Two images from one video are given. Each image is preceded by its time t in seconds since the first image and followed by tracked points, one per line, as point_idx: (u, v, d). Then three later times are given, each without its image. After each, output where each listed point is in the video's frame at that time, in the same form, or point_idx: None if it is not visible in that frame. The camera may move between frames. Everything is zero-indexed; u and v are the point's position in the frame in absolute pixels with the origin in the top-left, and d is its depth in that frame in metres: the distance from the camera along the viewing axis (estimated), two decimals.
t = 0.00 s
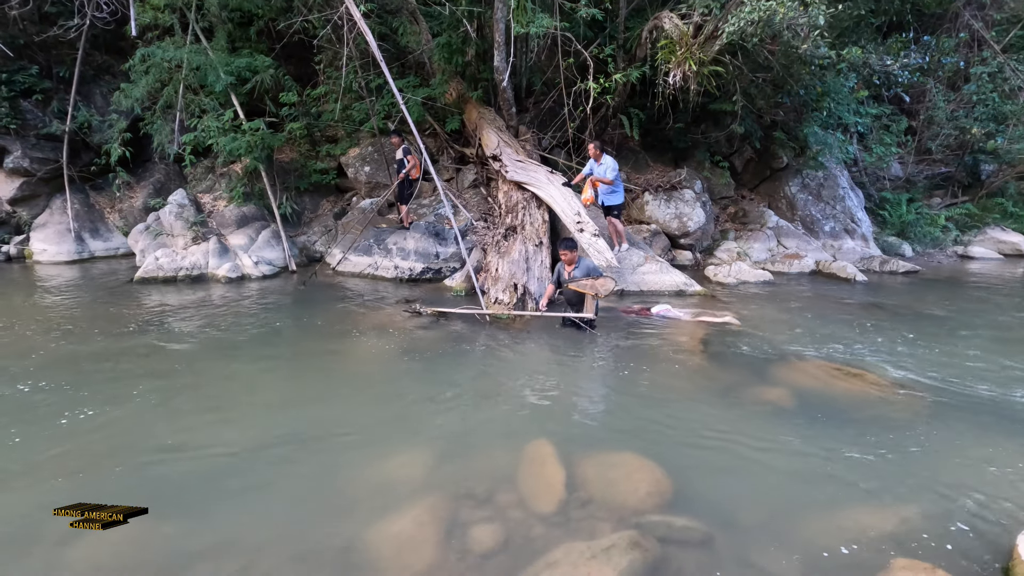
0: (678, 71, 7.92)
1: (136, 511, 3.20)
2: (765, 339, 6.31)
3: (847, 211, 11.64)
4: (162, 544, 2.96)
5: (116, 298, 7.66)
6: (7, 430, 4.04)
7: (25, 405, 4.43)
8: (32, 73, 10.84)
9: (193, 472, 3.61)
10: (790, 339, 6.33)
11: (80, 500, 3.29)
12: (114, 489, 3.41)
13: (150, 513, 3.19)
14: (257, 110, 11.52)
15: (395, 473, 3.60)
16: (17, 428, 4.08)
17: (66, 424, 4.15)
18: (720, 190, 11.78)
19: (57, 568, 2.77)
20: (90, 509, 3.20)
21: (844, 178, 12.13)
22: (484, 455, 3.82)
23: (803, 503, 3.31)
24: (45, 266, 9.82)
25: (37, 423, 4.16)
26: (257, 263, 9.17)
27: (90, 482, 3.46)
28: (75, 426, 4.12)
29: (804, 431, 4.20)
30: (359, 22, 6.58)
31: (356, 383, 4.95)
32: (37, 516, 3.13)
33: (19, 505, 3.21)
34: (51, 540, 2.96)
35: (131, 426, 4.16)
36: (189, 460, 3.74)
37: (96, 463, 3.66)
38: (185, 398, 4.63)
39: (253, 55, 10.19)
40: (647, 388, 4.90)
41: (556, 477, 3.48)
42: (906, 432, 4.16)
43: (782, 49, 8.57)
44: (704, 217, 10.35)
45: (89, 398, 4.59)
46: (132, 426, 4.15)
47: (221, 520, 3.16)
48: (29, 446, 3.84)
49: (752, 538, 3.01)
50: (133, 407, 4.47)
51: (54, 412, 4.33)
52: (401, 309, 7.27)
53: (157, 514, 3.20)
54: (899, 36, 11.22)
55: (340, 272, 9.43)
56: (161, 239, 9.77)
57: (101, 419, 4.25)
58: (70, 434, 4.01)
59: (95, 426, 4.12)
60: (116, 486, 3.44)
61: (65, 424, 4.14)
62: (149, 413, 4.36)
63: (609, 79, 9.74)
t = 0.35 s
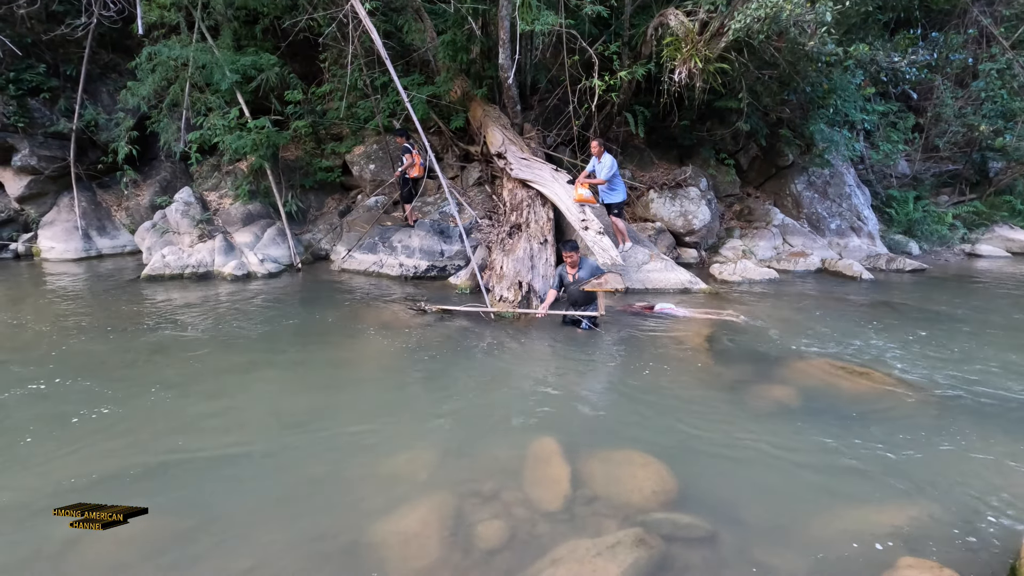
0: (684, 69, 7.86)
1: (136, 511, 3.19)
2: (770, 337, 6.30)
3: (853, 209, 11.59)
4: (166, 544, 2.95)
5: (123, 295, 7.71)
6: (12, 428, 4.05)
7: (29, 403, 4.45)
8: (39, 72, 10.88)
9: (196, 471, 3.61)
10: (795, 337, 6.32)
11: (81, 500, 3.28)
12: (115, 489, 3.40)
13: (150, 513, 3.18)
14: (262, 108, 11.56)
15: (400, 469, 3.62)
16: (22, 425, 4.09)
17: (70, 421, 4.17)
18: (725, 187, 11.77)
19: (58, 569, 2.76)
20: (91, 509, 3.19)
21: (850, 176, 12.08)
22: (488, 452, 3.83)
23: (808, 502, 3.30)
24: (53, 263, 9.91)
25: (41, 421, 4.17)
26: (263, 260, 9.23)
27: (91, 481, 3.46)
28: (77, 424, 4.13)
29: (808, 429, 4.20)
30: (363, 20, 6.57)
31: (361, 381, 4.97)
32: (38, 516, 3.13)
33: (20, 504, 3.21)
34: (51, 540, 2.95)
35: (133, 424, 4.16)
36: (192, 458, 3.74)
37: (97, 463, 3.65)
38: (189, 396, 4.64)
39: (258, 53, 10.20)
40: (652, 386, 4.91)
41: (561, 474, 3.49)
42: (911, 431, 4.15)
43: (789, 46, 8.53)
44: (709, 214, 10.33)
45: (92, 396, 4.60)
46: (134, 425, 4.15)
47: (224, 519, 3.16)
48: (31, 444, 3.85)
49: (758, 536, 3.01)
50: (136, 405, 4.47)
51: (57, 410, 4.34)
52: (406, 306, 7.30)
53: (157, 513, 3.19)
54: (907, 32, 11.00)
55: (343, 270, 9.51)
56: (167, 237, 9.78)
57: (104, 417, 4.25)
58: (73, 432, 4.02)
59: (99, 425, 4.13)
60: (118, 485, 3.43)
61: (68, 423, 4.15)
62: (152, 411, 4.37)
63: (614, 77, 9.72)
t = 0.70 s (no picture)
0: (687, 67, 7.81)
1: (136, 511, 3.17)
2: (775, 335, 6.28)
3: (858, 207, 11.55)
4: (170, 542, 2.94)
5: (128, 293, 7.73)
6: (16, 427, 4.05)
7: (30, 402, 4.44)
8: (45, 70, 10.89)
9: (199, 469, 3.61)
10: (800, 335, 6.30)
11: (80, 500, 3.27)
12: (114, 489, 3.38)
13: (150, 512, 3.17)
14: (266, 107, 11.58)
15: (404, 467, 3.63)
16: (24, 424, 4.09)
17: (73, 420, 4.17)
18: (730, 186, 11.76)
19: (57, 568, 2.75)
20: (91, 509, 3.17)
21: (855, 174, 12.03)
22: (491, 450, 3.84)
23: (812, 501, 3.29)
24: (58, 261, 9.95)
25: (43, 420, 4.17)
26: (267, 258, 9.26)
27: (91, 481, 3.44)
28: (78, 423, 4.12)
29: (812, 428, 4.18)
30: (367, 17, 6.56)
31: (364, 378, 4.97)
32: (37, 516, 3.11)
33: (21, 504, 3.20)
34: (50, 540, 2.93)
35: (134, 423, 4.15)
36: (194, 457, 3.74)
37: (97, 462, 3.64)
38: (192, 394, 4.64)
39: (262, 51, 10.20)
40: (656, 384, 4.91)
41: (564, 473, 3.49)
42: (916, 429, 4.14)
43: (794, 44, 8.50)
44: (713, 212, 10.31)
45: (94, 394, 4.60)
46: (136, 424, 4.14)
47: (227, 517, 3.16)
48: (32, 444, 3.83)
49: (762, 534, 3.00)
50: (138, 403, 4.47)
51: (58, 409, 4.33)
52: (410, 304, 7.31)
53: (157, 513, 3.17)
54: (913, 30, 10.87)
55: (347, 267, 9.59)
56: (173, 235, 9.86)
57: (105, 416, 4.24)
58: (76, 431, 4.01)
59: (101, 424, 4.12)
60: (118, 485, 3.42)
61: (69, 422, 4.14)
62: (153, 410, 4.36)
63: (618, 74, 9.70)
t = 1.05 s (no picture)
0: (693, 66, 7.80)
1: (136, 511, 3.17)
2: (780, 335, 6.26)
3: (864, 207, 11.49)
4: (173, 542, 2.95)
5: (134, 293, 7.77)
6: (20, 426, 4.07)
7: (34, 401, 4.46)
8: (53, 71, 10.96)
9: (202, 468, 3.62)
10: (806, 336, 6.27)
11: (80, 500, 3.27)
12: (115, 489, 3.38)
13: (150, 512, 3.16)
14: (272, 107, 11.63)
15: (408, 466, 3.64)
16: (29, 423, 4.11)
17: (77, 420, 4.18)
18: (735, 185, 11.73)
19: (57, 568, 2.75)
20: (90, 510, 3.17)
21: (862, 174, 11.97)
22: (495, 450, 3.84)
23: (818, 502, 3.28)
24: (66, 260, 10.02)
25: (48, 418, 4.18)
26: (272, 258, 9.30)
27: (92, 480, 3.44)
28: (82, 423, 4.13)
29: (818, 429, 4.16)
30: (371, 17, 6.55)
31: (369, 377, 4.99)
32: (37, 516, 3.11)
33: (23, 504, 3.21)
34: (50, 541, 2.93)
35: (137, 423, 4.16)
36: (197, 456, 3.75)
37: (98, 462, 3.64)
38: (196, 394, 4.65)
39: (268, 51, 10.23)
40: (660, 384, 4.89)
41: (568, 473, 3.48)
42: (923, 431, 4.11)
43: (800, 43, 8.47)
44: (718, 212, 10.28)
45: (97, 394, 4.61)
46: (140, 423, 4.16)
47: (230, 516, 3.17)
48: (35, 443, 3.84)
49: (767, 535, 2.99)
50: (142, 403, 4.48)
51: (62, 409, 4.35)
52: (414, 304, 7.32)
53: (157, 513, 3.17)
54: (920, 28, 10.76)
55: (352, 266, 9.61)
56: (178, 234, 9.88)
57: (109, 416, 4.26)
58: (79, 430, 4.02)
59: (104, 423, 4.13)
60: (120, 484, 3.42)
61: (73, 421, 4.15)
62: (157, 409, 4.38)
63: (623, 74, 9.68)
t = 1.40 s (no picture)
0: (700, 66, 7.78)
1: (136, 511, 3.18)
2: (788, 336, 6.23)
3: (872, 207, 11.41)
4: (178, 541, 2.96)
5: (142, 292, 7.82)
6: (27, 425, 4.10)
7: (41, 400, 4.49)
8: (62, 72, 11.06)
9: (209, 468, 3.64)
10: (813, 337, 6.24)
11: (80, 501, 3.27)
12: (116, 489, 3.39)
13: (151, 512, 3.17)
14: (278, 107, 11.68)
15: (416, 465, 3.65)
16: (35, 423, 4.14)
17: (84, 419, 4.20)
18: (741, 186, 11.69)
19: (60, 568, 2.76)
20: (91, 509, 3.18)
21: (870, 174, 11.90)
22: (502, 450, 3.84)
23: (826, 503, 3.27)
24: (75, 260, 10.10)
25: (55, 418, 4.21)
26: (279, 258, 9.34)
27: (94, 481, 3.45)
28: (87, 422, 4.15)
29: (826, 431, 4.14)
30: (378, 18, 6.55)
31: (374, 378, 5.00)
32: (38, 516, 3.12)
33: (26, 504, 3.22)
34: (48, 541, 2.93)
35: (142, 423, 4.18)
36: (202, 456, 3.76)
37: (102, 461, 3.66)
38: (202, 394, 4.67)
39: (274, 52, 10.26)
40: (667, 385, 4.88)
41: (576, 473, 3.48)
42: (932, 433, 4.08)
43: (808, 42, 8.44)
44: (725, 212, 10.24)
45: (102, 393, 4.64)
46: (144, 423, 4.18)
47: (237, 516, 3.18)
48: (40, 443, 3.86)
49: (775, 536, 2.99)
50: (147, 403, 4.50)
51: (67, 408, 4.37)
52: (419, 304, 7.33)
53: (156, 514, 3.17)
54: (929, 27, 10.66)
55: (358, 266, 9.64)
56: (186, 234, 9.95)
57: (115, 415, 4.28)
58: (86, 430, 4.05)
59: (109, 423, 4.16)
60: (122, 485, 3.43)
61: (78, 421, 4.18)
62: (163, 409, 4.40)
63: (629, 74, 9.64)
